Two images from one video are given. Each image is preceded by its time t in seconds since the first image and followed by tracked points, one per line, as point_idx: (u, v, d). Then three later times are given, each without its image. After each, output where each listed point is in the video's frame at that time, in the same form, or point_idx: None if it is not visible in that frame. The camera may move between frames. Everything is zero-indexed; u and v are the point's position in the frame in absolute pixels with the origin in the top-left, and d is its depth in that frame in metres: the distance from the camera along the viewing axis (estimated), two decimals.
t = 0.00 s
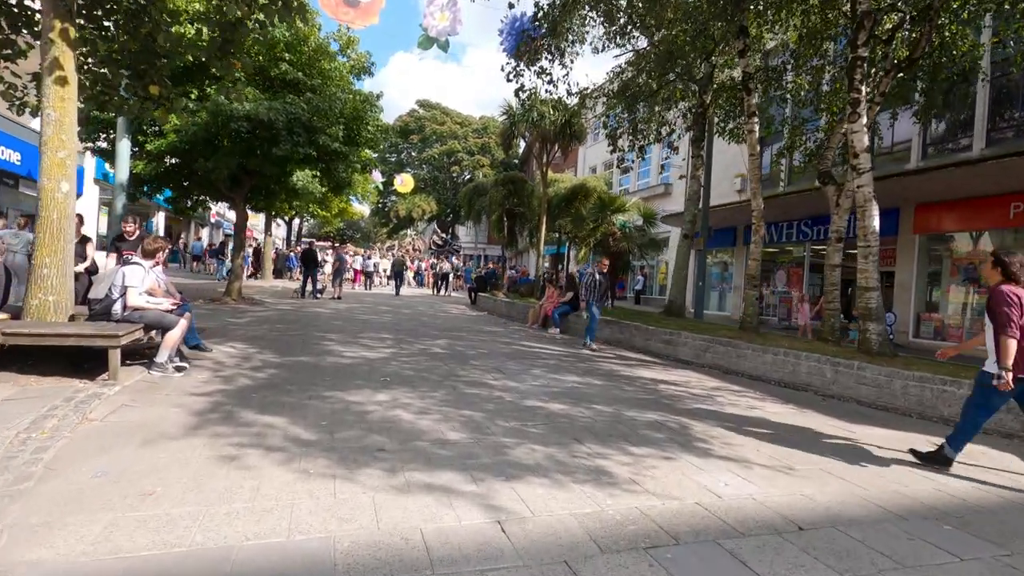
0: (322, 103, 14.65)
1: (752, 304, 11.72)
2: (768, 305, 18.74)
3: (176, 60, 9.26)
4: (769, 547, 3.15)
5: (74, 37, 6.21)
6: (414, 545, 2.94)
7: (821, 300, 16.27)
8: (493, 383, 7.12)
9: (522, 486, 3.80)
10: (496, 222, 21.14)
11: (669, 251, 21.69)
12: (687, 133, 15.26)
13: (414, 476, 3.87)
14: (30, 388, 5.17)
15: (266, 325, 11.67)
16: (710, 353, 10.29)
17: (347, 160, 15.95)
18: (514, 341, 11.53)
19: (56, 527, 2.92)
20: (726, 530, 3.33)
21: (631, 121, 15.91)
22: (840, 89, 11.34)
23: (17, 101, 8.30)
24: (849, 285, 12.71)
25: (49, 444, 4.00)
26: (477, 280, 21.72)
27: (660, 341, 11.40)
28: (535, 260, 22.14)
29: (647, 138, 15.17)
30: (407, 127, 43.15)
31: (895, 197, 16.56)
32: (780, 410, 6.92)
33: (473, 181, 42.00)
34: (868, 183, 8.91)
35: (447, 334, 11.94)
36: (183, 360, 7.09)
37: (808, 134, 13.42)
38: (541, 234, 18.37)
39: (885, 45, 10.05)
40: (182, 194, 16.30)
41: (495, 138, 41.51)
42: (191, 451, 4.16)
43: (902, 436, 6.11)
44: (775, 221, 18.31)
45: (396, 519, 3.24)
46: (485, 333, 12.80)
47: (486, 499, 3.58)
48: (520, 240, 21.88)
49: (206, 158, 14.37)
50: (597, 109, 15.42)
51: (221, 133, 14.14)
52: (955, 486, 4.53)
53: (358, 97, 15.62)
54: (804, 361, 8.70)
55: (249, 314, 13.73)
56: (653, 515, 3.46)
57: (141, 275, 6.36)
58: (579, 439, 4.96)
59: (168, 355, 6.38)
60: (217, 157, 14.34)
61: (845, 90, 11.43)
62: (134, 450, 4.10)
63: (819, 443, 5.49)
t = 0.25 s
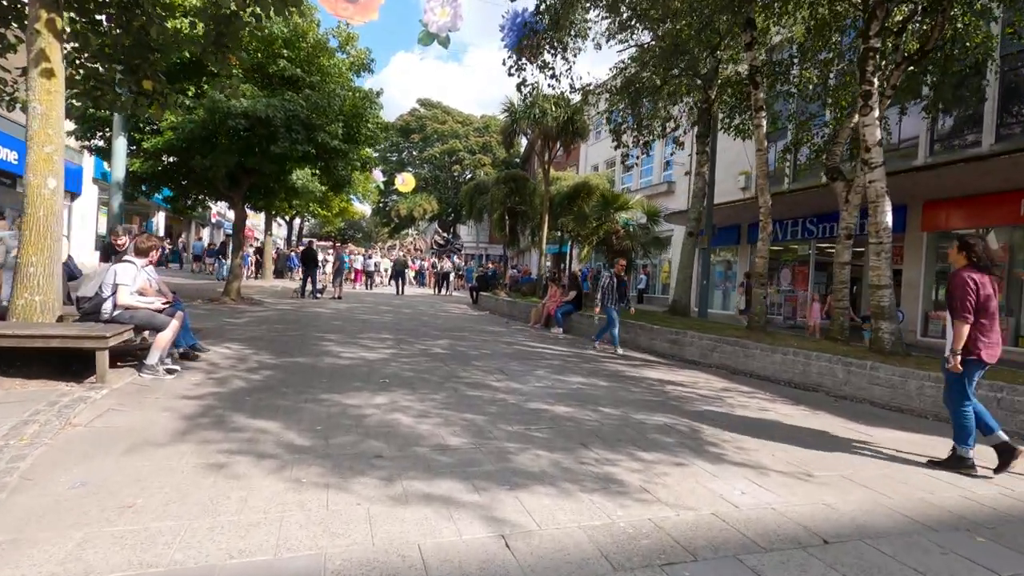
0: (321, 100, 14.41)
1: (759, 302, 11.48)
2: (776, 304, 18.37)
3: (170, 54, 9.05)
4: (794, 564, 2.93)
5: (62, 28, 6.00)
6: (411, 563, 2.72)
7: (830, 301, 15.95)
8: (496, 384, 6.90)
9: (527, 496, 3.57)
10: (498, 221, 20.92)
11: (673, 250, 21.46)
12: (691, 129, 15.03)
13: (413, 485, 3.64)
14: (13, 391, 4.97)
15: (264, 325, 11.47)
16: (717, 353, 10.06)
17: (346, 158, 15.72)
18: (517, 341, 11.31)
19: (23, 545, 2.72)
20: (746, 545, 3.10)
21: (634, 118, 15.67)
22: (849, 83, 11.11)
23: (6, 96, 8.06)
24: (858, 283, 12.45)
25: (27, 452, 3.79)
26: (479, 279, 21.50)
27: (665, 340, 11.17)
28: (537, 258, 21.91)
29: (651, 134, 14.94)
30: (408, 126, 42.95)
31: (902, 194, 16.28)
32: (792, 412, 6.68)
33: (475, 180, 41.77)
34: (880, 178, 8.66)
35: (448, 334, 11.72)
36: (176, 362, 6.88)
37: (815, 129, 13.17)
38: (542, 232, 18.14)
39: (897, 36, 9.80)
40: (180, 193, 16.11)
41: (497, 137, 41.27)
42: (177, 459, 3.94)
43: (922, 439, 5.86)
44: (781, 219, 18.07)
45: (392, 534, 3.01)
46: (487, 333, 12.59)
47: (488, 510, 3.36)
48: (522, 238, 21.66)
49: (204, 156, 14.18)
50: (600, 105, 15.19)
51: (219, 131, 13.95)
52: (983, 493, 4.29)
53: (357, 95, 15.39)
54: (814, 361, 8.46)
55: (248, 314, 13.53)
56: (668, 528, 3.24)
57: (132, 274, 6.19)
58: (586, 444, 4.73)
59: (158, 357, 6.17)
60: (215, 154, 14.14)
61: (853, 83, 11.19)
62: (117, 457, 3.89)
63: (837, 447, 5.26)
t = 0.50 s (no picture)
0: (321, 96, 14.14)
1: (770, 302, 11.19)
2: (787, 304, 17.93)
3: (166, 47, 8.79)
4: None
5: (47, 16, 5.75)
6: None
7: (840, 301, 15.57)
8: (501, 388, 6.63)
9: (538, 512, 3.30)
10: (501, 220, 20.65)
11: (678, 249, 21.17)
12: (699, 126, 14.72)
13: (415, 500, 3.38)
14: None
15: (263, 326, 11.23)
16: (728, 354, 9.77)
17: (347, 155, 15.42)
18: (522, 342, 11.04)
19: None
20: (779, 569, 2.82)
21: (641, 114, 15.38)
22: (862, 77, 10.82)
23: None
24: (871, 282, 12.13)
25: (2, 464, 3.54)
26: (482, 278, 21.23)
27: (674, 341, 10.89)
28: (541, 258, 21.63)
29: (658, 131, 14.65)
30: (410, 126, 42.71)
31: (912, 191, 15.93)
32: (811, 417, 6.39)
33: (477, 179, 41.48)
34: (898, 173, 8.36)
35: (451, 335, 11.47)
36: (169, 365, 6.63)
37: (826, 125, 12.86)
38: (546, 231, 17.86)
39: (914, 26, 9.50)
40: (179, 192, 15.88)
41: (500, 136, 40.96)
42: (163, 470, 3.68)
43: (950, 446, 5.55)
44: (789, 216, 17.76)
45: (391, 557, 2.74)
46: (491, 334, 12.32)
47: (496, 529, 3.08)
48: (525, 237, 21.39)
49: (202, 153, 13.94)
50: (606, 101, 14.91)
51: (218, 128, 13.70)
52: None
53: (358, 91, 15.14)
54: (830, 363, 8.17)
55: (247, 314, 13.29)
56: (693, 549, 2.96)
57: (133, 272, 5.92)
58: (598, 452, 4.46)
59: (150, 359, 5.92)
60: (213, 152, 13.90)
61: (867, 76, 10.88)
62: (98, 469, 3.63)
63: (862, 455, 4.97)
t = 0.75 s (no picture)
0: (320, 93, 13.89)
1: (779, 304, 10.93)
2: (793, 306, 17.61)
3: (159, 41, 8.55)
4: None
5: (31, 6, 5.51)
6: None
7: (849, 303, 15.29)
8: (504, 393, 6.38)
9: (546, 533, 3.06)
10: (503, 219, 20.40)
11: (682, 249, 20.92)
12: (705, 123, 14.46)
13: (413, 520, 3.13)
14: None
15: (260, 327, 10.99)
16: (736, 357, 9.52)
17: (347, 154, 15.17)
18: (525, 343, 10.80)
19: None
20: None
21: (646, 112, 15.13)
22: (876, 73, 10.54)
23: None
24: (881, 283, 11.86)
25: None
26: (483, 278, 20.99)
27: (680, 343, 10.64)
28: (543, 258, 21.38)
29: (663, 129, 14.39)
30: (412, 125, 42.47)
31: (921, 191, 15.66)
32: (826, 424, 6.13)
33: (479, 178, 41.23)
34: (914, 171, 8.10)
35: (452, 336, 11.23)
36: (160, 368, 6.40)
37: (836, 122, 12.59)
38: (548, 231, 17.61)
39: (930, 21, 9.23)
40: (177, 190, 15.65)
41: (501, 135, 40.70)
42: (144, 486, 3.44)
43: (975, 456, 5.29)
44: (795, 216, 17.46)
45: None
46: (493, 335, 12.09)
47: (501, 553, 2.84)
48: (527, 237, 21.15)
49: (199, 151, 13.70)
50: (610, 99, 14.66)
51: (215, 126, 13.46)
52: None
53: (358, 88, 14.91)
54: (842, 367, 7.91)
55: (244, 315, 13.05)
56: None
57: (136, 271, 5.69)
58: (608, 464, 4.21)
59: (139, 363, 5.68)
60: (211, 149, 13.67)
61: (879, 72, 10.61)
62: (74, 484, 3.40)
63: (886, 467, 4.71)
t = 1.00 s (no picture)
0: (317, 87, 13.64)
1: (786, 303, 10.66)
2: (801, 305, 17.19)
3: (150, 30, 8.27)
4: None
5: None
6: None
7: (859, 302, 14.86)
8: (505, 395, 6.12)
9: (551, 551, 2.80)
10: (503, 217, 20.13)
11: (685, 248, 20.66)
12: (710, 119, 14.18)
13: (406, 535, 2.88)
14: None
15: (255, 326, 10.72)
16: (743, 357, 9.25)
17: (345, 149, 14.93)
18: (526, 343, 10.53)
19: None
20: None
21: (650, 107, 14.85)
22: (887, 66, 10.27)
23: None
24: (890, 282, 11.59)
25: None
26: (483, 277, 20.71)
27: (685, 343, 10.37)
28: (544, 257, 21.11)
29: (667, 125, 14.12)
30: (412, 123, 42.20)
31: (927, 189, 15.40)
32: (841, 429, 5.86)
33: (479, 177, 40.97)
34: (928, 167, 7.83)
35: (452, 336, 10.96)
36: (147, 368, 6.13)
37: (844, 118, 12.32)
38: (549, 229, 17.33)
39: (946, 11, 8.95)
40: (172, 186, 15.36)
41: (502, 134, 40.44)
42: (117, 496, 3.18)
43: (1000, 463, 5.02)
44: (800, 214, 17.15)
45: None
46: (493, 335, 11.83)
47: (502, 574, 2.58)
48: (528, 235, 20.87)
49: (194, 146, 13.43)
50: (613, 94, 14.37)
51: (210, 120, 13.19)
52: None
53: (356, 83, 14.68)
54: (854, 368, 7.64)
55: (240, 313, 12.78)
56: None
57: (126, 266, 5.47)
58: (616, 472, 3.95)
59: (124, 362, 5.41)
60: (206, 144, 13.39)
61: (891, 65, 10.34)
62: (40, 495, 3.14)
63: (908, 475, 4.45)
